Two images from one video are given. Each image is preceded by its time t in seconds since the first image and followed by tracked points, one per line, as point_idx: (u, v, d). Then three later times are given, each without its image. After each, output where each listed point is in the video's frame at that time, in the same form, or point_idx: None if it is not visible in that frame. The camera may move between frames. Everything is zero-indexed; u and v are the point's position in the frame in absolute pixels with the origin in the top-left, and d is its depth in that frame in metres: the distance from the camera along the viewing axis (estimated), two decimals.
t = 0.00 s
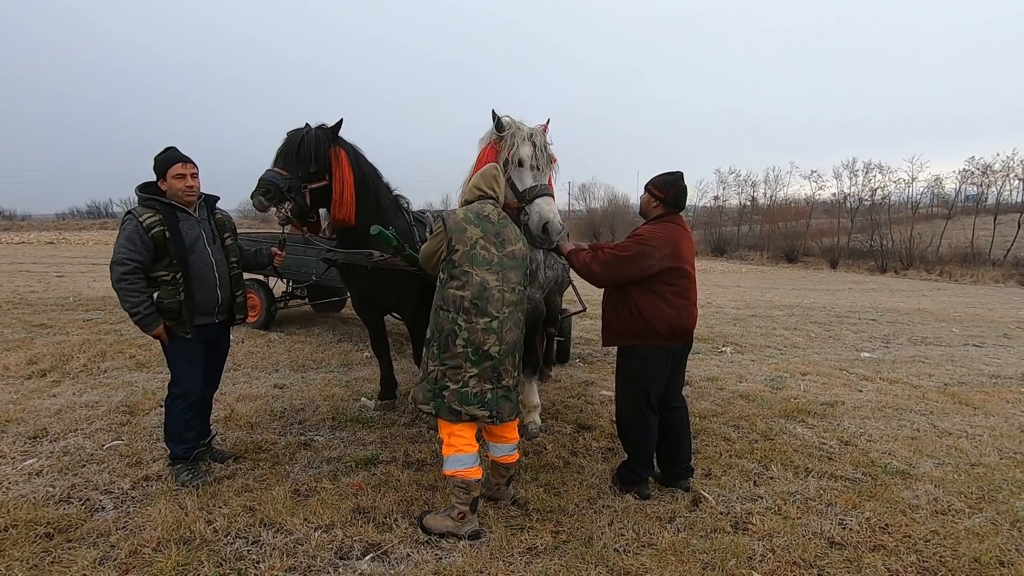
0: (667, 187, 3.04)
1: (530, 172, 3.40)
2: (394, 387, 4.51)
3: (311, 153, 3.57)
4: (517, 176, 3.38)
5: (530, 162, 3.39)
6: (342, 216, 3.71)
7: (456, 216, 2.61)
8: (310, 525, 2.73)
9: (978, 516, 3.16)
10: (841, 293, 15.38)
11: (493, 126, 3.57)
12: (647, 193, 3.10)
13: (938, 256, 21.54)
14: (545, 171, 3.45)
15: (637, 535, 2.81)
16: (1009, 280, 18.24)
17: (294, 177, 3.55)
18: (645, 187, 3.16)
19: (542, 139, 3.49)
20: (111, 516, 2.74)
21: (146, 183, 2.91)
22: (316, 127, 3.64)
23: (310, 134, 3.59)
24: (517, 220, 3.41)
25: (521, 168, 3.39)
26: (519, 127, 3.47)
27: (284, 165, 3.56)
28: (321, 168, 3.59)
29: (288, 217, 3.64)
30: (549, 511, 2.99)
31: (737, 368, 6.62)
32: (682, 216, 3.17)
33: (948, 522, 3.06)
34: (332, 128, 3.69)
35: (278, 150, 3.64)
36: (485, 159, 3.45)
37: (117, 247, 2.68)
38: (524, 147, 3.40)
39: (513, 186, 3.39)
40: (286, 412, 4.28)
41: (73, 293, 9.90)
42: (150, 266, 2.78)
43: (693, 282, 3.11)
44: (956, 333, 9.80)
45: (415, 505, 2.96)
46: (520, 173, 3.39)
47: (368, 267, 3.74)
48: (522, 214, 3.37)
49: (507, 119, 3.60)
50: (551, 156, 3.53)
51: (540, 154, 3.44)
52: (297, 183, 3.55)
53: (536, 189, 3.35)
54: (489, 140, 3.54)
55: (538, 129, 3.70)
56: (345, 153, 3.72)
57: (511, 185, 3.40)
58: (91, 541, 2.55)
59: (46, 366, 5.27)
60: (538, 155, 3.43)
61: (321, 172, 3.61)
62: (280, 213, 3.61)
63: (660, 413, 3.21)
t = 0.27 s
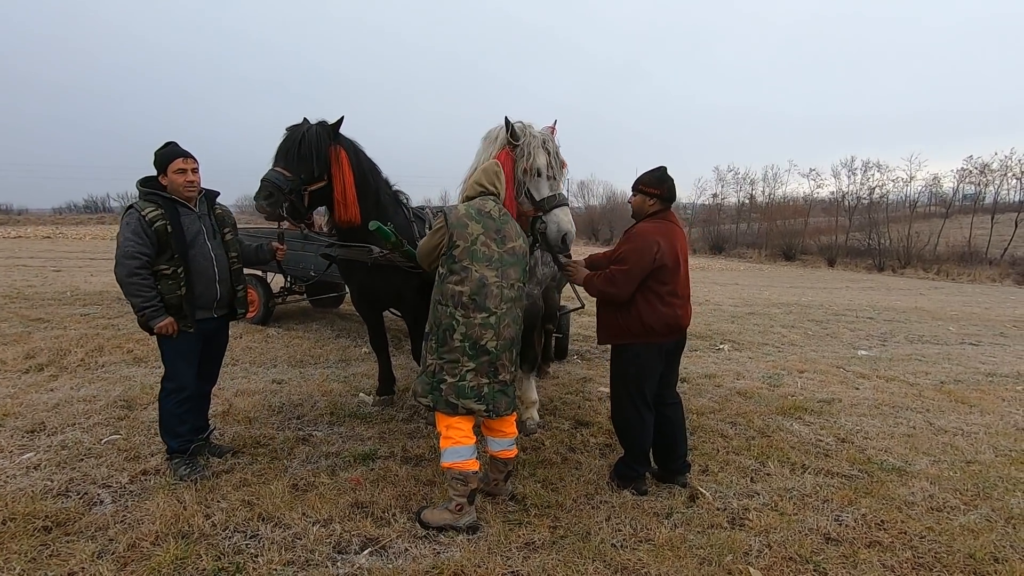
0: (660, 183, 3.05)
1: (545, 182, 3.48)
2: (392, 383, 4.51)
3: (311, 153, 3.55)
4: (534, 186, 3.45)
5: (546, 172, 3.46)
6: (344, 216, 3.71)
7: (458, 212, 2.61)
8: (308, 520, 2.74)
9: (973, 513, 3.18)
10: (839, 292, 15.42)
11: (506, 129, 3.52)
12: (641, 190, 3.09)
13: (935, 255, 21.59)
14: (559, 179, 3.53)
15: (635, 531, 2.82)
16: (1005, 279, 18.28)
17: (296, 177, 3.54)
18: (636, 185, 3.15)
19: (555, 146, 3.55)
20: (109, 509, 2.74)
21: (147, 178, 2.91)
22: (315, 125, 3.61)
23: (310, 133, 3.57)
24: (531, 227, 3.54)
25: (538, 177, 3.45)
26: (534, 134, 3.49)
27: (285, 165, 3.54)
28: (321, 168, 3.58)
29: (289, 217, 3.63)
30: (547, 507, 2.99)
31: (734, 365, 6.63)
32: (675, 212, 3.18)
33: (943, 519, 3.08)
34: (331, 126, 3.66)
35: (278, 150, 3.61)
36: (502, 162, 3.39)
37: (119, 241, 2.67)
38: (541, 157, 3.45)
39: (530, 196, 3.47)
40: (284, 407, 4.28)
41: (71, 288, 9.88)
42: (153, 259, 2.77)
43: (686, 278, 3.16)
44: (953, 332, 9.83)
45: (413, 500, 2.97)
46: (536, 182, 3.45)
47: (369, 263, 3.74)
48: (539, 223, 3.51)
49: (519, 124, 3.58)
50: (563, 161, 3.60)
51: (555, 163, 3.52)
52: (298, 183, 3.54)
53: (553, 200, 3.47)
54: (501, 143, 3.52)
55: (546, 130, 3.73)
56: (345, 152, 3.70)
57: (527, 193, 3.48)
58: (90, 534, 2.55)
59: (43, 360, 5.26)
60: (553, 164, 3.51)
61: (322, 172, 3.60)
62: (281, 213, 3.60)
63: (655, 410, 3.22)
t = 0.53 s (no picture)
0: (654, 181, 3.05)
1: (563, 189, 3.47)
2: (391, 380, 4.52)
3: (308, 153, 3.54)
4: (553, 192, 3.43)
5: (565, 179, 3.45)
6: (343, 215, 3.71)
7: (455, 209, 2.62)
8: (307, 517, 2.75)
9: (969, 510, 3.19)
10: (837, 289, 15.43)
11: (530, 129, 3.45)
12: (634, 189, 3.09)
13: (934, 253, 21.61)
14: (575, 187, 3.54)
15: (632, 528, 2.83)
16: (1003, 277, 18.31)
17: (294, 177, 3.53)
18: (628, 184, 3.14)
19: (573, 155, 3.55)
20: (108, 507, 2.75)
21: (142, 174, 2.90)
22: (312, 124, 3.60)
23: (307, 133, 3.55)
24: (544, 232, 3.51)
25: (558, 184, 3.43)
26: (556, 141, 3.47)
27: (282, 165, 3.53)
28: (319, 167, 3.56)
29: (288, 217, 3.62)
30: (545, 504, 3.00)
31: (732, 363, 6.64)
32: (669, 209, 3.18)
33: (940, 516, 3.09)
34: (329, 125, 3.65)
35: (276, 151, 3.60)
36: (527, 164, 3.33)
37: (119, 239, 2.66)
38: (562, 165, 3.44)
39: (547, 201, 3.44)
40: (282, 404, 4.28)
41: (68, 285, 9.86)
42: (153, 256, 2.76)
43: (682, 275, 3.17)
44: (951, 329, 9.85)
45: (412, 497, 2.97)
46: (555, 189, 3.44)
47: (369, 261, 3.74)
48: (552, 228, 3.48)
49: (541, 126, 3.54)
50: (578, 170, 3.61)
51: (574, 173, 3.53)
52: (296, 183, 3.53)
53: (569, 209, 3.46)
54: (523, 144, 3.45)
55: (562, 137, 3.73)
56: (343, 151, 3.69)
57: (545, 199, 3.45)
58: (88, 531, 2.55)
59: (41, 357, 5.25)
60: (572, 172, 3.52)
61: (320, 171, 3.59)
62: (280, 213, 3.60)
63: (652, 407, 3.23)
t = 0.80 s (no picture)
0: (649, 185, 3.07)
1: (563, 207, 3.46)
2: (388, 381, 4.52)
3: (307, 152, 3.54)
4: (551, 209, 3.43)
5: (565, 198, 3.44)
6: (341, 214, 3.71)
7: (453, 210, 2.63)
8: (305, 518, 2.74)
9: (965, 510, 3.21)
10: (834, 289, 15.48)
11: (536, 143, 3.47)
12: (630, 194, 3.10)
13: (930, 253, 21.69)
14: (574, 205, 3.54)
15: (630, 528, 2.83)
16: (999, 276, 18.38)
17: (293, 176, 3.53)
18: (624, 189, 3.14)
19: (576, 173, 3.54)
20: (106, 509, 2.74)
21: (136, 176, 2.89)
22: (311, 124, 3.60)
23: (306, 132, 3.55)
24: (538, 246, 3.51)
25: (558, 202, 3.43)
26: (561, 159, 3.45)
27: (281, 164, 3.52)
28: (317, 167, 3.56)
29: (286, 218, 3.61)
30: (542, 504, 3.01)
31: (730, 363, 6.66)
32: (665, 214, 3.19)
33: (936, 515, 3.10)
34: (328, 125, 3.66)
35: (275, 149, 3.59)
36: (529, 181, 3.32)
37: (117, 240, 2.64)
38: (563, 183, 3.43)
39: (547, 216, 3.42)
40: (280, 405, 4.28)
41: (65, 286, 9.83)
42: (152, 257, 2.75)
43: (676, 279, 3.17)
44: (947, 329, 9.89)
45: (410, 498, 2.97)
46: (554, 206, 3.43)
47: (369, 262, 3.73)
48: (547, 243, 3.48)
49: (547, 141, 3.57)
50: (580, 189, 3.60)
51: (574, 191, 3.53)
52: (295, 182, 3.53)
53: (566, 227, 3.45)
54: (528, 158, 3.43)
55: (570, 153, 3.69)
56: (342, 150, 3.69)
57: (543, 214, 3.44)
58: (86, 534, 2.55)
59: (38, 359, 5.24)
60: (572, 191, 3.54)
61: (319, 170, 3.59)
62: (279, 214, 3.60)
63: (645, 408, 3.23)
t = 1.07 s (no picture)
0: (648, 188, 3.05)
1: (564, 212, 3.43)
2: (392, 380, 4.52)
3: (312, 150, 3.54)
4: (552, 214, 3.42)
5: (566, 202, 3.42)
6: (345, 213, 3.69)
7: (462, 213, 2.60)
8: (310, 517, 2.75)
9: (970, 509, 3.20)
10: (836, 288, 15.45)
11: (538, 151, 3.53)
12: (630, 198, 3.08)
13: (932, 252, 21.64)
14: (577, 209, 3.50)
15: (635, 527, 2.83)
16: (1002, 276, 18.34)
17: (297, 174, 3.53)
18: (623, 192, 3.12)
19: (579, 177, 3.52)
20: (111, 508, 2.75)
21: (134, 176, 2.89)
22: (316, 122, 3.62)
23: (311, 130, 3.56)
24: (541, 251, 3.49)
25: (558, 207, 3.42)
26: (561, 164, 3.47)
27: (285, 162, 3.53)
28: (322, 165, 3.56)
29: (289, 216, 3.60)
30: (547, 503, 3.01)
31: (732, 362, 6.65)
32: (666, 215, 3.18)
33: (941, 515, 3.10)
34: (333, 124, 3.67)
35: (280, 147, 3.60)
36: (528, 187, 3.38)
37: (116, 240, 2.64)
38: (564, 187, 3.42)
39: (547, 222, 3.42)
40: (283, 405, 4.29)
41: (68, 286, 9.86)
42: (152, 256, 2.76)
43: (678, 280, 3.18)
44: (950, 328, 9.86)
45: (414, 497, 2.97)
46: (555, 210, 3.42)
47: (372, 262, 3.74)
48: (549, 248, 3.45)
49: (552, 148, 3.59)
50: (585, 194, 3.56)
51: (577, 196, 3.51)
52: (299, 180, 3.52)
53: (567, 231, 3.41)
54: (528, 166, 3.49)
55: (577, 159, 3.67)
56: (346, 149, 3.70)
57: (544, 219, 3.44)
58: (91, 533, 2.55)
59: (42, 359, 5.25)
60: (576, 197, 3.51)
61: (323, 169, 3.59)
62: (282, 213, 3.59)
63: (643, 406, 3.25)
